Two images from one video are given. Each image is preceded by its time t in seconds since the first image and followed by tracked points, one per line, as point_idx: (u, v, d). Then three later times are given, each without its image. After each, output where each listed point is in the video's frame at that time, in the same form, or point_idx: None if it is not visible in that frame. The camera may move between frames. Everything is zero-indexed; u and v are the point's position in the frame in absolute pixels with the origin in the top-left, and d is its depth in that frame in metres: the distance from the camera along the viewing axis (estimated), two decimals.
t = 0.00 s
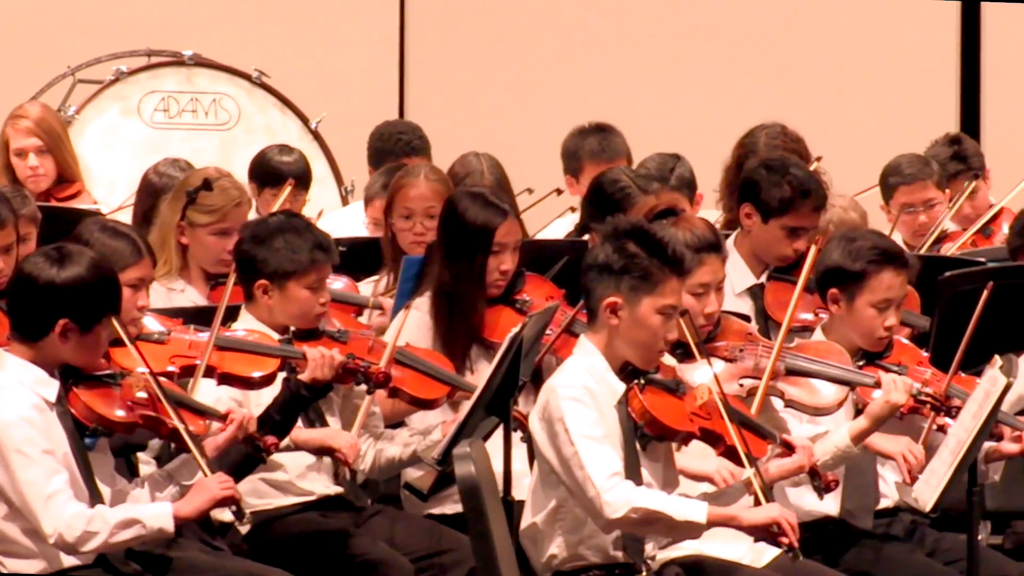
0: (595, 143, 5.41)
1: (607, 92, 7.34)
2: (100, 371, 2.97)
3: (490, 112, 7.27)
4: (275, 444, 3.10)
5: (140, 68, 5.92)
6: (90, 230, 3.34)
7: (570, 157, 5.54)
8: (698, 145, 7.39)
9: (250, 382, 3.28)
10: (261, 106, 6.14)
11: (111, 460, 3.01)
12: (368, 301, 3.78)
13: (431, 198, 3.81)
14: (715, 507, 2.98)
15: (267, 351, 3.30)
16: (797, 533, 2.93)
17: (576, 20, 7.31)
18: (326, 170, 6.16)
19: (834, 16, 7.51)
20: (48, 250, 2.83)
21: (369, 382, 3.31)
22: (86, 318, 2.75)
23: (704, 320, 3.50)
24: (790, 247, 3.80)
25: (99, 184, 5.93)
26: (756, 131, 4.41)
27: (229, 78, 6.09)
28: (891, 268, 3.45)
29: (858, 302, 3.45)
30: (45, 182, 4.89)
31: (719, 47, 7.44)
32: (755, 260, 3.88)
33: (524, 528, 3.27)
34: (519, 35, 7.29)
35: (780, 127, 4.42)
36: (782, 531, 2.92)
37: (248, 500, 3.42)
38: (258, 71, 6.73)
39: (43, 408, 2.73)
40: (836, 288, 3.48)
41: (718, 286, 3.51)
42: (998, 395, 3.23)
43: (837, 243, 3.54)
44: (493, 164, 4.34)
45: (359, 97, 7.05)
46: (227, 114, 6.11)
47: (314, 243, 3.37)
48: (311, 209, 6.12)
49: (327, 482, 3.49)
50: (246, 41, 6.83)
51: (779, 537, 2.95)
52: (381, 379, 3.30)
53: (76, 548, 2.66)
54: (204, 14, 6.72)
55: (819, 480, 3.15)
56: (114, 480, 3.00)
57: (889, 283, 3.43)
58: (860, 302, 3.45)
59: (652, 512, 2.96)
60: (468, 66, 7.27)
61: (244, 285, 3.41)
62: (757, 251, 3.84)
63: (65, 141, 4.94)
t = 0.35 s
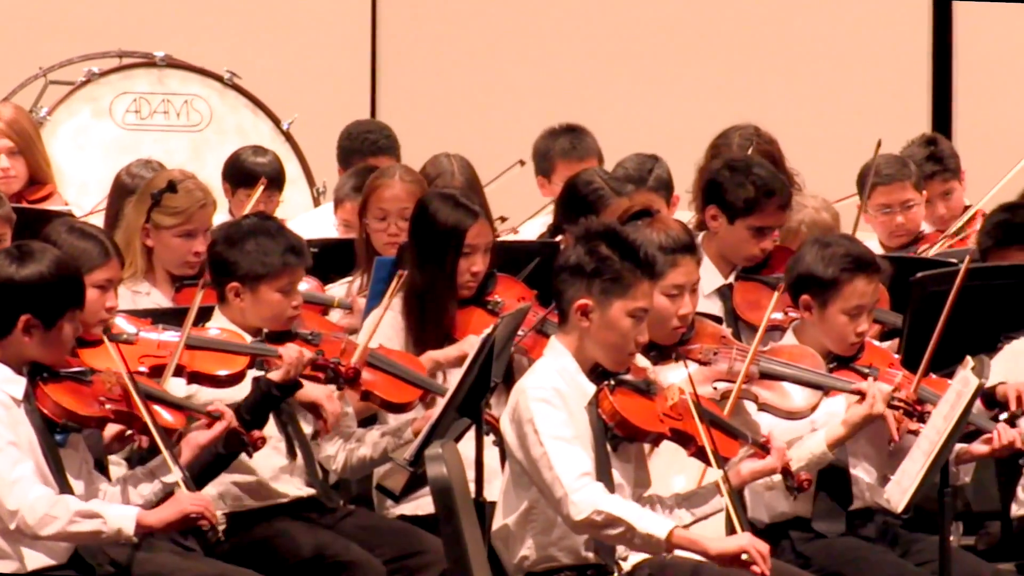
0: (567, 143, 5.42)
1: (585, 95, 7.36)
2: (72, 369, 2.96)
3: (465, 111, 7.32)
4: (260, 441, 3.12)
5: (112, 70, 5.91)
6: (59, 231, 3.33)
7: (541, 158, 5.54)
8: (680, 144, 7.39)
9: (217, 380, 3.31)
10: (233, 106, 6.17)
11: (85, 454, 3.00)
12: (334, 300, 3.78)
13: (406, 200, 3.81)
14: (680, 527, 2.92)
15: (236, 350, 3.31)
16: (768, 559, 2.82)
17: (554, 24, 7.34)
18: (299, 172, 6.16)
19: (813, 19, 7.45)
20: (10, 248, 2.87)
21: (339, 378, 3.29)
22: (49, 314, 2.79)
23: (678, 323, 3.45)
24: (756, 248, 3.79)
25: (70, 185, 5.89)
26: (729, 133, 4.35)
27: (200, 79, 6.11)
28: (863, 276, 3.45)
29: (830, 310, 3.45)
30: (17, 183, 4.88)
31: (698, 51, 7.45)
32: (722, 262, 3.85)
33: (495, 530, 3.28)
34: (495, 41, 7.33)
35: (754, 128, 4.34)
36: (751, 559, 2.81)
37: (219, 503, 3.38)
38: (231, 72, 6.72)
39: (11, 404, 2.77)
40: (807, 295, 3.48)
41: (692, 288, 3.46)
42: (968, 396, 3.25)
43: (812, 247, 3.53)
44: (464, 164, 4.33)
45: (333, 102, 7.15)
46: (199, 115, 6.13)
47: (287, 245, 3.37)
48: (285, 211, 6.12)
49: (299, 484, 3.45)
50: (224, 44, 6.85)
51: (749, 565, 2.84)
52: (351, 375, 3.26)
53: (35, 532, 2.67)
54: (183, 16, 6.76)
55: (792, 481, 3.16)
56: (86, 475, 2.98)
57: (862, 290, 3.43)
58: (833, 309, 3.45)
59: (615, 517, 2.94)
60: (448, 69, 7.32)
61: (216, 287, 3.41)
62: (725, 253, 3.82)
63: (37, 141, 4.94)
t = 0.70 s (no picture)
0: (537, 148, 5.42)
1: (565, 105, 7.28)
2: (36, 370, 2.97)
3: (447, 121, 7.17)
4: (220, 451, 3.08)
5: (81, 74, 5.90)
6: (26, 236, 3.33)
7: (512, 163, 5.54)
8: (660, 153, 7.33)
9: (183, 385, 3.31)
10: (202, 111, 6.13)
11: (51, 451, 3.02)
12: (302, 305, 3.83)
13: (374, 204, 3.81)
14: (648, 537, 2.91)
15: (203, 355, 3.32)
16: (735, 568, 2.82)
17: (535, 31, 7.25)
18: (267, 175, 6.13)
19: (793, 29, 7.46)
20: None
21: (306, 385, 3.29)
22: (14, 315, 2.82)
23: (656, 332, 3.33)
24: (723, 255, 3.77)
25: (39, 191, 5.88)
26: (698, 136, 4.36)
27: (169, 84, 6.09)
28: (834, 282, 3.42)
29: (801, 316, 3.43)
30: None
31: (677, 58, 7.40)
32: (694, 269, 3.84)
33: (463, 535, 3.27)
34: (476, 48, 7.20)
35: (723, 132, 4.34)
36: (718, 569, 2.80)
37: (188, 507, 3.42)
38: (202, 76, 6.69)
39: None
40: (778, 301, 3.45)
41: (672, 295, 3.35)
42: (938, 402, 3.23)
43: (784, 253, 3.49)
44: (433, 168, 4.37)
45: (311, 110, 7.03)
46: (167, 120, 6.10)
47: (251, 250, 3.40)
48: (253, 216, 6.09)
49: (264, 489, 3.45)
50: (201, 50, 6.81)
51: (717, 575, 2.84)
52: (319, 381, 3.28)
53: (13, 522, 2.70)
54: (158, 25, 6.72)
55: (762, 484, 3.15)
56: (54, 471, 3.01)
57: (832, 297, 3.41)
58: (803, 316, 3.43)
59: (583, 524, 2.93)
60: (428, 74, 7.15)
61: (182, 292, 3.44)
62: (694, 260, 3.82)
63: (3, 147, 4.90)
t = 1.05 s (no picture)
0: (499, 152, 5.41)
1: (547, 108, 7.21)
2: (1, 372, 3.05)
3: (426, 123, 7.08)
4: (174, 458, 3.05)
5: (45, 76, 5.88)
6: None
7: (473, 166, 5.52)
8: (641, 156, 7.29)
9: (150, 390, 3.33)
10: (166, 113, 6.13)
11: (14, 452, 3.11)
12: (273, 306, 3.78)
13: (338, 207, 3.82)
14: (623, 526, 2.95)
15: (169, 359, 3.35)
16: (709, 553, 2.86)
17: (513, 31, 7.18)
18: (232, 178, 6.13)
19: (777, 28, 7.35)
20: None
21: (272, 391, 3.30)
22: None
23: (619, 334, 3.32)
24: (691, 258, 3.77)
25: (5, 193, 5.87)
26: (663, 138, 4.31)
27: (134, 86, 6.09)
28: (797, 282, 3.43)
29: (764, 316, 3.43)
30: None
31: (663, 60, 7.29)
32: (660, 271, 3.85)
33: (428, 538, 3.26)
34: (458, 50, 7.12)
35: (687, 135, 4.32)
36: (694, 553, 2.83)
37: (153, 508, 3.43)
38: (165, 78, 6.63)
39: None
40: (742, 301, 3.45)
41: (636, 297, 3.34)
42: (902, 403, 3.22)
43: (747, 254, 3.51)
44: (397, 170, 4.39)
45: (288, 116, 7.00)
46: (132, 122, 6.10)
47: (212, 250, 3.45)
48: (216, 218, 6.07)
49: (232, 489, 3.45)
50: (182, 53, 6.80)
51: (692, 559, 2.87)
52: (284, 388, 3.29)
53: None
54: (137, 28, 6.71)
55: (726, 479, 3.18)
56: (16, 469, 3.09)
57: (796, 297, 3.41)
58: (767, 316, 3.43)
59: (557, 523, 2.95)
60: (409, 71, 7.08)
61: (145, 294, 3.49)
62: (662, 263, 3.81)
63: None
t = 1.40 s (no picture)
0: (460, 155, 5.41)
1: (531, 111, 7.19)
2: None
3: (408, 126, 7.02)
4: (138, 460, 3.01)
5: (10, 79, 5.85)
6: None
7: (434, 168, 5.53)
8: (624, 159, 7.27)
9: (118, 395, 3.34)
10: (130, 116, 6.11)
11: None
12: (243, 312, 3.74)
13: (299, 209, 3.82)
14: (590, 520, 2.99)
15: (134, 364, 3.35)
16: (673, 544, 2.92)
17: (497, 32, 7.13)
18: (196, 180, 6.13)
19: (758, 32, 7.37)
20: None
21: (236, 398, 3.33)
22: None
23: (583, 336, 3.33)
24: (658, 262, 3.76)
25: None
26: (627, 142, 4.30)
27: (98, 88, 6.06)
28: (759, 278, 3.46)
29: (727, 313, 3.45)
30: None
31: (647, 63, 7.28)
32: (626, 273, 3.86)
33: (393, 541, 3.25)
34: (443, 53, 7.07)
35: (653, 138, 4.30)
36: (659, 543, 2.89)
37: (118, 510, 3.40)
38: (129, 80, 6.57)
39: None
40: (704, 300, 3.48)
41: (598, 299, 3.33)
42: (867, 405, 3.18)
43: (709, 256, 3.54)
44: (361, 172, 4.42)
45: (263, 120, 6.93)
46: (97, 124, 6.07)
47: (174, 250, 3.47)
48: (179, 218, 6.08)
49: (197, 491, 3.46)
50: (160, 55, 6.75)
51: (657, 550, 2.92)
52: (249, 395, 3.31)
53: None
54: (114, 30, 6.68)
55: (687, 481, 3.17)
56: None
57: (758, 293, 3.44)
58: (729, 313, 3.44)
59: (525, 523, 2.96)
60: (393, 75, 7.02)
61: (108, 295, 3.50)
62: (628, 265, 3.82)
63: None
